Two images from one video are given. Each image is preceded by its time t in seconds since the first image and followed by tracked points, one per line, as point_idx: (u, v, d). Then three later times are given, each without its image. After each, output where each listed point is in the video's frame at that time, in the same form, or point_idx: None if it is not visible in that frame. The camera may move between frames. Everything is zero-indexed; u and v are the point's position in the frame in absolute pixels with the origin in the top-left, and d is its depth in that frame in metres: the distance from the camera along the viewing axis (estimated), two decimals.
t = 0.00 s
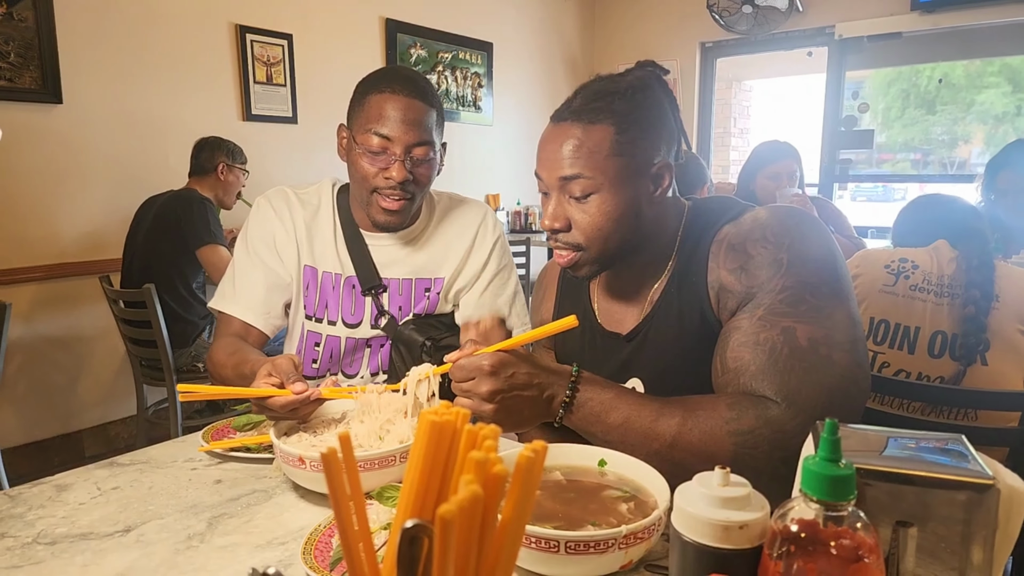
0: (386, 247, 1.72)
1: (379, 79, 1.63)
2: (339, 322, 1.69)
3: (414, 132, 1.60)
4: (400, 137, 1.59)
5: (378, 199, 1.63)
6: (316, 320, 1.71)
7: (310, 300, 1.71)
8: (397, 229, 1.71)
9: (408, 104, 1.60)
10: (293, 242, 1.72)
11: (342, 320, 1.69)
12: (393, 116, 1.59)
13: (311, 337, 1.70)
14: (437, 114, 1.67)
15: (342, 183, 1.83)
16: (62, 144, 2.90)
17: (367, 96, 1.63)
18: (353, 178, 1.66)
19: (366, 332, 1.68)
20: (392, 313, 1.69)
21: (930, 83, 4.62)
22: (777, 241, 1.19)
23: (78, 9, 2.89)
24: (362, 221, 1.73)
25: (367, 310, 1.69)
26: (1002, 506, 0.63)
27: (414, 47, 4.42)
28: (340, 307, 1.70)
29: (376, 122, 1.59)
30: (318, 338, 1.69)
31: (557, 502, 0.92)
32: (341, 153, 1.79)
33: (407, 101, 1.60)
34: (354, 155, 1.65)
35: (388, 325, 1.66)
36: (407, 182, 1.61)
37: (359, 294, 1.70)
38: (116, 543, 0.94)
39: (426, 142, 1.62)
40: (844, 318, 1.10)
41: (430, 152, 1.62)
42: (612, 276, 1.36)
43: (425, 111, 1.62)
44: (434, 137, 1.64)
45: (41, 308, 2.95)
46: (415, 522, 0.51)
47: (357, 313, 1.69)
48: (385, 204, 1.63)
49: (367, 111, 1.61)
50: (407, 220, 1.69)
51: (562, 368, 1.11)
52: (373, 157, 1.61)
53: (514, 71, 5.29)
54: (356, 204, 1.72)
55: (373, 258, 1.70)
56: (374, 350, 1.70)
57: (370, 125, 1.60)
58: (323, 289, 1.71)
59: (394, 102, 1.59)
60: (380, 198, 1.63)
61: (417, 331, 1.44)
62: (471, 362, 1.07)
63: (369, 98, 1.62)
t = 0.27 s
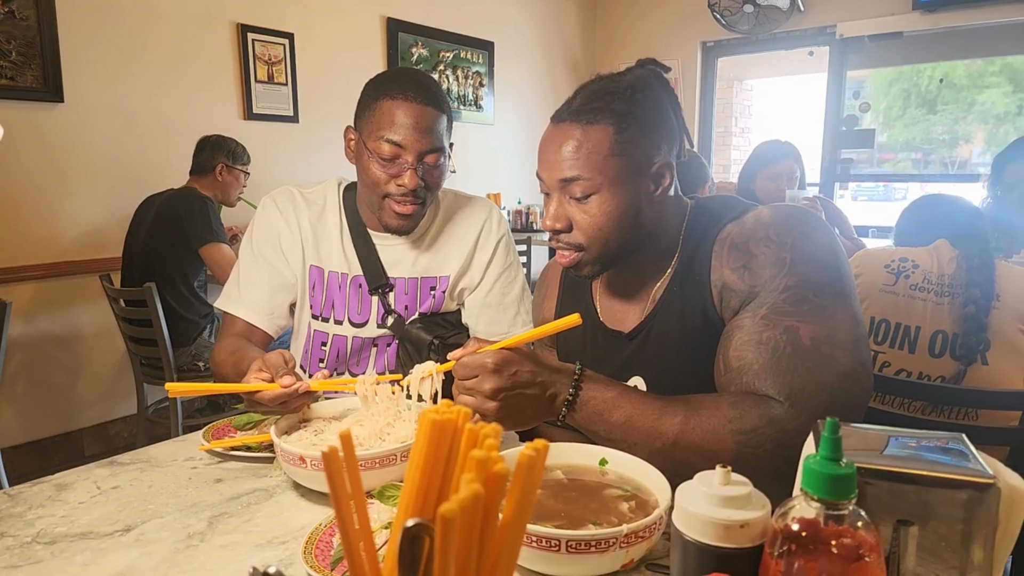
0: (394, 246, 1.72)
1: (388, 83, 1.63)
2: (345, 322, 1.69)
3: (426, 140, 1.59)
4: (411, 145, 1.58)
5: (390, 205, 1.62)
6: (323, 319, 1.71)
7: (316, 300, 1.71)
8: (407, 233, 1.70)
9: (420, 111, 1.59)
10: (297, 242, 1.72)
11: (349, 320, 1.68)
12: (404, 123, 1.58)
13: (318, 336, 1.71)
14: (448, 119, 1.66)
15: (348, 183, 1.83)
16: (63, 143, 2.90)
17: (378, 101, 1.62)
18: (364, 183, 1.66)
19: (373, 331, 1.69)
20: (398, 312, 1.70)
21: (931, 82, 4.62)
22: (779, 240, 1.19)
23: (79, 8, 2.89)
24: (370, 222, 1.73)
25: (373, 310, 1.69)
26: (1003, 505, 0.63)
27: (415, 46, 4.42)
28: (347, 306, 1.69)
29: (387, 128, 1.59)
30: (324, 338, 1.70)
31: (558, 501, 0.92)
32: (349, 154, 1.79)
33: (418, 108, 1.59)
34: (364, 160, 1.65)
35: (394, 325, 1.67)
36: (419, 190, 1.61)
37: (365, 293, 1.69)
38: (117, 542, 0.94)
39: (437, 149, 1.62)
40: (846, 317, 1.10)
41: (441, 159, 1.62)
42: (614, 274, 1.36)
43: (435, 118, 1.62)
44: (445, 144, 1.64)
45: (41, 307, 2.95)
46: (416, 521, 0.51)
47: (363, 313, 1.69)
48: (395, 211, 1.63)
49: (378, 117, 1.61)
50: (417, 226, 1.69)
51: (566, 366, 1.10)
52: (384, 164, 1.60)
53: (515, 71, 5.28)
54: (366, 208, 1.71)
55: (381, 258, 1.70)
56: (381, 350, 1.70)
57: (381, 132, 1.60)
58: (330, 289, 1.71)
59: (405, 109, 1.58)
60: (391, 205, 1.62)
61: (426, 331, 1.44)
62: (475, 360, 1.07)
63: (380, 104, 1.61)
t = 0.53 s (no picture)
0: (393, 243, 1.72)
1: (387, 80, 1.63)
2: (346, 319, 1.69)
3: (421, 135, 1.59)
4: (407, 140, 1.59)
5: (385, 200, 1.62)
6: (324, 318, 1.70)
7: (317, 298, 1.72)
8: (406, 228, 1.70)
9: (416, 106, 1.60)
10: (298, 239, 1.73)
11: (350, 319, 1.69)
12: (400, 119, 1.59)
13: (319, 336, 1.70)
14: (446, 116, 1.66)
15: (351, 182, 1.83)
16: (64, 142, 2.90)
17: (376, 97, 1.63)
18: (362, 178, 1.67)
19: (374, 329, 1.69)
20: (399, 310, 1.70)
21: (932, 83, 4.62)
22: (782, 240, 1.19)
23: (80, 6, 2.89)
24: (371, 219, 1.72)
25: (375, 307, 1.69)
26: (1004, 505, 0.63)
27: (416, 45, 4.41)
28: (348, 304, 1.70)
29: (383, 124, 1.59)
30: (325, 337, 1.69)
31: (559, 500, 0.92)
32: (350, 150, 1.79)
33: (415, 104, 1.60)
34: (362, 156, 1.66)
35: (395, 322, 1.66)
36: (413, 184, 1.60)
37: (367, 291, 1.69)
38: (117, 540, 0.94)
39: (433, 144, 1.61)
40: (850, 316, 1.10)
41: (437, 154, 1.62)
42: (616, 273, 1.36)
43: (432, 113, 1.62)
44: (442, 140, 1.64)
45: (41, 306, 2.96)
46: (418, 520, 0.51)
47: (365, 311, 1.69)
48: (391, 205, 1.63)
49: (375, 113, 1.62)
50: (414, 222, 1.69)
51: (568, 362, 1.11)
52: (379, 158, 1.61)
53: (516, 70, 5.28)
54: (365, 204, 1.71)
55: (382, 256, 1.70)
56: (382, 348, 1.70)
57: (377, 127, 1.60)
58: (330, 287, 1.71)
59: (401, 104, 1.59)
60: (386, 199, 1.63)
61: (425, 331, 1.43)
62: (477, 353, 1.06)
63: (378, 100, 1.62)
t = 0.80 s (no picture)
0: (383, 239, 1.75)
1: (375, 75, 1.61)
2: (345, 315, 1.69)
3: (409, 130, 1.58)
4: (395, 135, 1.57)
5: (377, 195, 1.63)
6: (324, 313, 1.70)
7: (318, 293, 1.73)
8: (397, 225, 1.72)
9: (403, 101, 1.57)
10: (303, 234, 1.74)
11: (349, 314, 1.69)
12: (387, 114, 1.57)
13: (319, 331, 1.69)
14: (434, 109, 1.64)
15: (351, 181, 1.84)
16: (66, 140, 2.91)
17: (364, 93, 1.61)
18: (354, 174, 1.66)
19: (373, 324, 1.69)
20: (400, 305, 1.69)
21: (935, 82, 4.61)
22: (784, 239, 1.19)
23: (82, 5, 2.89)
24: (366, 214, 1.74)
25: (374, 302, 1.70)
26: (1005, 505, 0.62)
27: (417, 43, 4.41)
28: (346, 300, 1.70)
29: (371, 120, 1.58)
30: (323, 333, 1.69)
31: (560, 499, 0.92)
32: (344, 147, 1.79)
33: (402, 98, 1.57)
34: (353, 153, 1.65)
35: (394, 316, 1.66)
36: (403, 179, 1.60)
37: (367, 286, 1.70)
38: (120, 537, 0.94)
39: (421, 138, 1.60)
40: (851, 316, 1.10)
41: (426, 148, 1.60)
42: (617, 272, 1.35)
43: (420, 107, 1.60)
44: (431, 133, 1.62)
45: (44, 304, 2.96)
46: (418, 518, 0.51)
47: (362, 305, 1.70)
48: (383, 202, 1.63)
49: (363, 109, 1.60)
50: (407, 215, 1.69)
51: (569, 361, 1.11)
52: (368, 155, 1.60)
53: (518, 69, 5.28)
54: (359, 199, 1.71)
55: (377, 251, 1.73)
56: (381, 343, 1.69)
57: (365, 124, 1.59)
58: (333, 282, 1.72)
59: (388, 100, 1.57)
60: (378, 196, 1.63)
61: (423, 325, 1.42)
62: (479, 352, 1.06)
63: (365, 96, 1.60)
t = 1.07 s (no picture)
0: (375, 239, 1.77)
1: (357, 78, 1.60)
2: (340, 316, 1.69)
3: (394, 133, 1.57)
4: (379, 139, 1.56)
5: (365, 200, 1.63)
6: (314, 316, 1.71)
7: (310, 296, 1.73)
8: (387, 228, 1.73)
9: (386, 104, 1.57)
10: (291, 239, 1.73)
11: (343, 314, 1.69)
12: (371, 119, 1.56)
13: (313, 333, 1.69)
14: (418, 110, 1.63)
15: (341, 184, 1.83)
16: (66, 140, 2.91)
17: (347, 97, 1.60)
18: (341, 178, 1.66)
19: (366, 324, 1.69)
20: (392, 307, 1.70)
21: (936, 82, 4.61)
22: (787, 239, 1.19)
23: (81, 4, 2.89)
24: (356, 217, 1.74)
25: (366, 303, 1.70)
26: (1007, 504, 0.63)
27: (418, 42, 4.42)
28: (340, 301, 1.70)
29: (354, 125, 1.57)
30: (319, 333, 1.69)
31: (562, 498, 0.92)
32: (331, 150, 1.78)
33: (384, 102, 1.56)
34: (339, 157, 1.65)
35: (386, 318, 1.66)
36: (391, 183, 1.60)
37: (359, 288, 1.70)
38: (122, 536, 0.94)
39: (407, 140, 1.59)
40: (852, 316, 1.10)
41: (412, 150, 1.60)
42: (620, 271, 1.35)
43: (404, 109, 1.59)
44: (416, 134, 1.62)
45: (45, 303, 2.97)
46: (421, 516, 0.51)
47: (357, 306, 1.70)
48: (372, 205, 1.63)
49: (346, 114, 1.59)
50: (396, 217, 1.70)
51: (572, 360, 1.11)
52: (353, 160, 1.59)
53: (519, 68, 5.28)
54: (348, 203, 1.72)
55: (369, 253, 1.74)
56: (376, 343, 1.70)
57: (349, 129, 1.58)
58: (323, 284, 1.72)
59: (371, 104, 1.56)
60: (366, 200, 1.63)
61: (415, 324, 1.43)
62: (482, 352, 1.06)
63: (348, 100, 1.59)
